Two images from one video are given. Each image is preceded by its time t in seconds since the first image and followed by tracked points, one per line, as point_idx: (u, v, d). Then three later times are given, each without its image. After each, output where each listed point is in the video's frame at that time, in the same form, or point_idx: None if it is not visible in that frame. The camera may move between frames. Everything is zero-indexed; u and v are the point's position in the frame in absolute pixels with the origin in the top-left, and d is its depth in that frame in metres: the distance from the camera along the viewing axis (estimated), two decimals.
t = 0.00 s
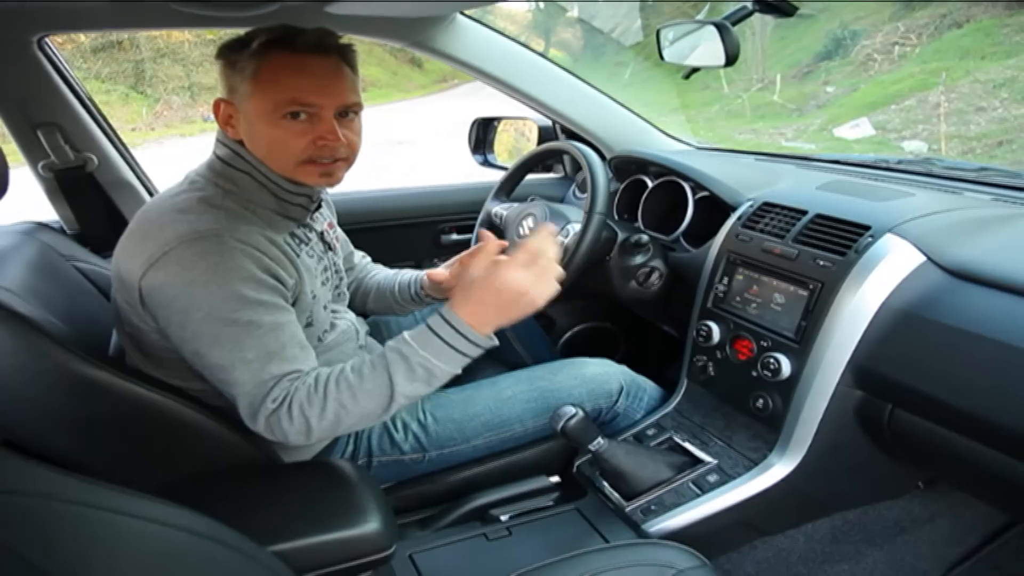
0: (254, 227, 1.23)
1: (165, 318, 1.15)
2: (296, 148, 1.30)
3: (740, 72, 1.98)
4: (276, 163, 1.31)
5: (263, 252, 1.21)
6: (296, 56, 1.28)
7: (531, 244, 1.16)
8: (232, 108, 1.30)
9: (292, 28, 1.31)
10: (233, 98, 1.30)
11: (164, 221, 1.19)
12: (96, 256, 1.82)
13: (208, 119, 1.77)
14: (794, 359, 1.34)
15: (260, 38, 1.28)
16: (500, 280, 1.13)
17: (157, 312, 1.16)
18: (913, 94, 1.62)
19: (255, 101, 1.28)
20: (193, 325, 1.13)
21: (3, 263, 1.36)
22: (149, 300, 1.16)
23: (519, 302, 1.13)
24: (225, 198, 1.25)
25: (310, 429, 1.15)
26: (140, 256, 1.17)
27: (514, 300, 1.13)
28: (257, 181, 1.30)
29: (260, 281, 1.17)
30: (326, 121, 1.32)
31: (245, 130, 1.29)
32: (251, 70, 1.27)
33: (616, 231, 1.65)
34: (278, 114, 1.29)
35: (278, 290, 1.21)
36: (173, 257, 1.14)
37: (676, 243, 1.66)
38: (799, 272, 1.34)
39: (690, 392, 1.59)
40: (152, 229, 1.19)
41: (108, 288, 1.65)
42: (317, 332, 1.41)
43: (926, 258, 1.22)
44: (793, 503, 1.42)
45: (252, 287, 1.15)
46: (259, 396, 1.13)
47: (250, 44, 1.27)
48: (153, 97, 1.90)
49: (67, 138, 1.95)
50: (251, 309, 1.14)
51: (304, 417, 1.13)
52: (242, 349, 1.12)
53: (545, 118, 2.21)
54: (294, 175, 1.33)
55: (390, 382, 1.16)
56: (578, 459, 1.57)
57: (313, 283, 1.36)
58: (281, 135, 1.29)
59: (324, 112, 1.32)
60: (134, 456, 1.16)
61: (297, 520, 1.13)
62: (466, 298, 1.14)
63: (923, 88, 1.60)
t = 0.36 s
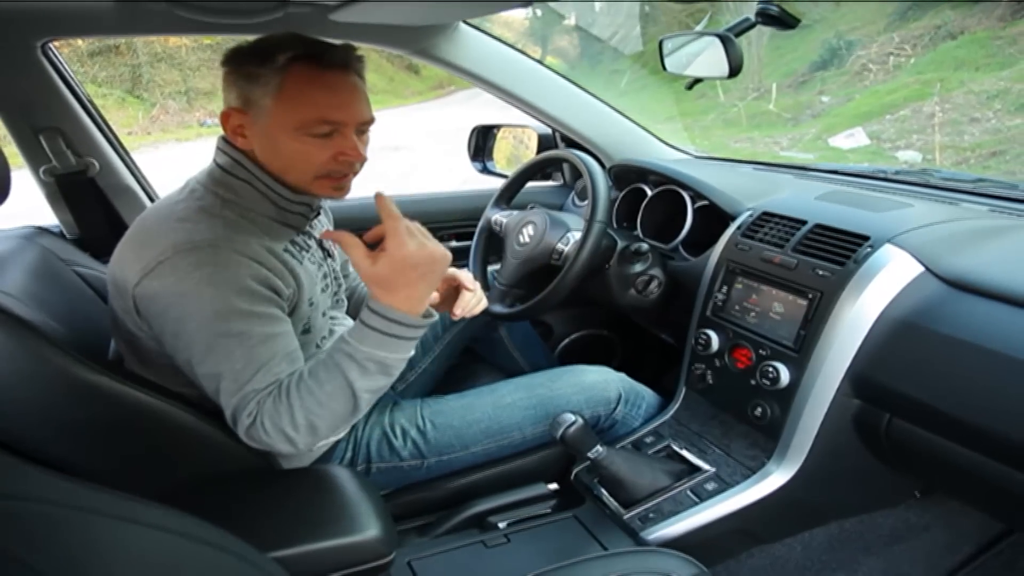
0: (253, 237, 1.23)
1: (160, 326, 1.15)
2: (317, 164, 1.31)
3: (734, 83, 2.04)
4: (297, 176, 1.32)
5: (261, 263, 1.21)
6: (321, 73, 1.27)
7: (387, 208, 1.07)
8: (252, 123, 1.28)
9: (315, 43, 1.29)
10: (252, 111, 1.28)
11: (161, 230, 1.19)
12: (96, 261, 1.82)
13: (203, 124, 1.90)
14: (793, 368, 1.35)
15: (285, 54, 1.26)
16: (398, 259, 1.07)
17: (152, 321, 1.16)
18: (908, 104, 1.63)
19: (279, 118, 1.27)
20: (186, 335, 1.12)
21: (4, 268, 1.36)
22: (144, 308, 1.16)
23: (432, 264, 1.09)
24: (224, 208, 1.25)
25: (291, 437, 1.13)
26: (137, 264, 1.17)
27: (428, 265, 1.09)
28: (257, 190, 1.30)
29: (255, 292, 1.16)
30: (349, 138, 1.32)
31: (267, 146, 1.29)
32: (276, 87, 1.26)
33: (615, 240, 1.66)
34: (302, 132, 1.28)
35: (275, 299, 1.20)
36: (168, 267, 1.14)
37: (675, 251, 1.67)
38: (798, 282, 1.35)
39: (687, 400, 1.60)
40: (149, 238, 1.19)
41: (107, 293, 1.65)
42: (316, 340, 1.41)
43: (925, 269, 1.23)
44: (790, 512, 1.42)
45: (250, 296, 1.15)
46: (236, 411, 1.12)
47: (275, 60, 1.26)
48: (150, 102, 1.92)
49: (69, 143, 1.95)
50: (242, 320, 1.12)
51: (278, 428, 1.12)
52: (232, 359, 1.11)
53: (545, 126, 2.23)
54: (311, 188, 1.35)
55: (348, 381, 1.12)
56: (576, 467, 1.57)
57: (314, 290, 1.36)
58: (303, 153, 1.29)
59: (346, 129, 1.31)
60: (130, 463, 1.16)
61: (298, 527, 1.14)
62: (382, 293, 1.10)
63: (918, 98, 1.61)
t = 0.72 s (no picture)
0: (260, 246, 1.23)
1: (164, 334, 1.15)
2: (332, 167, 1.33)
3: (732, 90, 1.95)
4: (311, 181, 1.34)
5: (269, 274, 1.21)
6: (332, 77, 1.29)
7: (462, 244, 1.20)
8: (264, 129, 1.29)
9: (321, 47, 1.30)
10: (264, 117, 1.28)
11: (168, 240, 1.20)
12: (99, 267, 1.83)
13: (203, 130, 1.92)
14: (795, 375, 1.36)
15: (295, 59, 1.27)
16: (447, 275, 1.16)
17: (158, 329, 1.16)
18: (905, 111, 1.62)
19: (294, 123, 1.28)
20: (191, 346, 1.12)
21: (9, 274, 1.36)
22: (149, 317, 1.16)
23: (480, 300, 1.17)
24: (231, 216, 1.25)
25: (294, 449, 1.14)
26: (144, 272, 1.17)
27: (475, 299, 1.16)
28: (263, 197, 1.30)
29: (262, 303, 1.17)
30: (361, 139, 1.35)
31: (281, 152, 1.30)
32: (288, 92, 1.27)
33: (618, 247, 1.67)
34: (318, 134, 1.30)
35: (281, 307, 1.21)
36: (176, 276, 1.15)
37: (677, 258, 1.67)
38: (800, 289, 1.36)
39: (689, 406, 1.60)
40: (157, 247, 1.19)
41: (110, 299, 1.66)
42: (319, 347, 1.42)
43: (927, 276, 1.24)
44: (792, 518, 1.42)
45: (256, 306, 1.15)
46: (244, 420, 1.12)
47: (286, 66, 1.26)
48: (148, 107, 1.90)
49: (73, 149, 1.96)
50: (249, 331, 1.13)
51: (285, 439, 1.12)
52: (236, 370, 1.11)
53: (547, 133, 2.27)
54: (325, 191, 1.37)
55: (362, 398, 1.14)
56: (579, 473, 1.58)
57: (318, 297, 1.36)
58: (318, 156, 1.31)
59: (358, 131, 1.34)
60: (135, 469, 1.16)
61: (302, 533, 1.14)
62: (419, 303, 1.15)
63: (916, 105, 1.60)
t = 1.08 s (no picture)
0: (264, 248, 1.23)
1: (168, 337, 1.15)
2: (335, 167, 1.34)
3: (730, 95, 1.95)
4: (315, 181, 1.34)
5: (275, 276, 1.22)
6: (330, 78, 1.31)
7: (500, 270, 1.27)
8: (266, 129, 1.29)
9: (316, 49, 1.32)
10: (265, 118, 1.29)
11: (173, 243, 1.20)
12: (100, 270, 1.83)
13: (201, 132, 1.92)
14: (795, 378, 1.36)
15: (293, 60, 1.28)
16: (477, 292, 1.22)
17: (163, 332, 1.16)
18: (902, 114, 1.63)
19: (296, 122, 1.29)
20: (198, 349, 1.13)
21: (10, 278, 1.36)
22: (155, 320, 1.16)
23: (499, 322, 1.22)
24: (236, 219, 1.25)
25: (302, 451, 1.15)
26: (148, 275, 1.17)
27: (494, 320, 1.22)
28: (266, 200, 1.30)
29: (269, 306, 1.17)
30: (361, 138, 1.37)
31: (285, 153, 1.30)
32: (289, 92, 1.28)
33: (618, 250, 1.69)
34: (319, 134, 1.31)
35: (285, 310, 1.22)
36: (181, 279, 1.15)
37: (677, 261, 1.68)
38: (801, 292, 1.37)
39: (689, 409, 1.61)
40: (162, 250, 1.19)
41: (111, 303, 1.66)
42: (321, 349, 1.42)
43: (926, 279, 1.25)
44: (793, 520, 1.43)
45: (261, 309, 1.16)
46: (254, 420, 1.13)
47: (285, 66, 1.28)
48: (146, 110, 1.91)
49: (75, 153, 1.96)
50: (254, 334, 1.14)
51: (296, 440, 1.14)
52: (242, 373, 1.12)
53: (547, 137, 2.27)
54: (329, 191, 1.37)
55: (376, 403, 1.18)
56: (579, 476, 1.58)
57: (319, 300, 1.36)
58: (322, 156, 1.32)
59: (358, 130, 1.36)
60: (137, 473, 1.16)
61: (305, 536, 1.14)
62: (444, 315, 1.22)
63: (913, 107, 1.60)
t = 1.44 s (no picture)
0: (267, 247, 1.23)
1: (171, 336, 1.15)
2: (339, 166, 1.34)
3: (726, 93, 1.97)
4: (320, 180, 1.34)
5: (278, 276, 1.22)
6: (338, 76, 1.31)
7: (504, 272, 1.27)
8: (273, 128, 1.29)
9: (324, 48, 1.32)
10: (272, 117, 1.28)
11: (176, 241, 1.19)
12: (99, 270, 1.83)
13: (198, 131, 1.93)
14: (796, 375, 1.37)
15: (303, 58, 1.28)
16: (484, 293, 1.22)
17: (165, 331, 1.16)
18: (899, 112, 1.62)
19: (303, 121, 1.29)
20: (201, 347, 1.12)
21: (10, 278, 1.36)
22: (157, 318, 1.16)
23: (504, 324, 1.22)
24: (239, 218, 1.25)
25: (304, 451, 1.15)
26: (151, 274, 1.17)
27: (500, 322, 1.22)
28: (269, 199, 1.30)
29: (272, 305, 1.17)
30: (367, 138, 1.37)
31: (288, 152, 1.30)
32: (297, 91, 1.28)
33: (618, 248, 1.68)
34: (324, 133, 1.31)
35: (287, 309, 1.21)
36: (184, 278, 1.14)
37: (676, 260, 1.68)
38: (801, 290, 1.37)
39: (690, 407, 1.61)
40: (164, 248, 1.19)
41: (111, 302, 1.66)
42: (322, 348, 1.42)
43: (925, 277, 1.25)
44: (794, 517, 1.43)
45: (263, 308, 1.16)
46: (256, 419, 1.13)
47: (293, 65, 1.28)
48: (142, 110, 1.91)
49: (73, 153, 1.96)
50: (257, 333, 1.14)
51: (298, 440, 1.14)
52: (244, 373, 1.12)
53: (546, 135, 2.27)
54: (334, 190, 1.37)
55: (379, 404, 1.18)
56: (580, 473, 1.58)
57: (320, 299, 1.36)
58: (325, 156, 1.32)
59: (365, 131, 1.36)
60: (138, 471, 1.16)
61: (308, 534, 1.14)
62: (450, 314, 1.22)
63: (910, 105, 1.60)
